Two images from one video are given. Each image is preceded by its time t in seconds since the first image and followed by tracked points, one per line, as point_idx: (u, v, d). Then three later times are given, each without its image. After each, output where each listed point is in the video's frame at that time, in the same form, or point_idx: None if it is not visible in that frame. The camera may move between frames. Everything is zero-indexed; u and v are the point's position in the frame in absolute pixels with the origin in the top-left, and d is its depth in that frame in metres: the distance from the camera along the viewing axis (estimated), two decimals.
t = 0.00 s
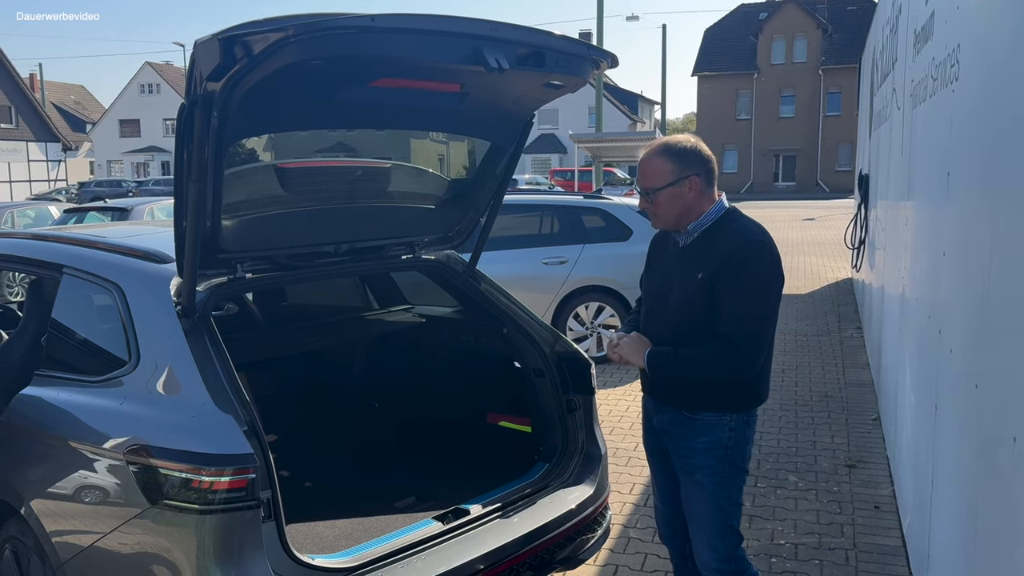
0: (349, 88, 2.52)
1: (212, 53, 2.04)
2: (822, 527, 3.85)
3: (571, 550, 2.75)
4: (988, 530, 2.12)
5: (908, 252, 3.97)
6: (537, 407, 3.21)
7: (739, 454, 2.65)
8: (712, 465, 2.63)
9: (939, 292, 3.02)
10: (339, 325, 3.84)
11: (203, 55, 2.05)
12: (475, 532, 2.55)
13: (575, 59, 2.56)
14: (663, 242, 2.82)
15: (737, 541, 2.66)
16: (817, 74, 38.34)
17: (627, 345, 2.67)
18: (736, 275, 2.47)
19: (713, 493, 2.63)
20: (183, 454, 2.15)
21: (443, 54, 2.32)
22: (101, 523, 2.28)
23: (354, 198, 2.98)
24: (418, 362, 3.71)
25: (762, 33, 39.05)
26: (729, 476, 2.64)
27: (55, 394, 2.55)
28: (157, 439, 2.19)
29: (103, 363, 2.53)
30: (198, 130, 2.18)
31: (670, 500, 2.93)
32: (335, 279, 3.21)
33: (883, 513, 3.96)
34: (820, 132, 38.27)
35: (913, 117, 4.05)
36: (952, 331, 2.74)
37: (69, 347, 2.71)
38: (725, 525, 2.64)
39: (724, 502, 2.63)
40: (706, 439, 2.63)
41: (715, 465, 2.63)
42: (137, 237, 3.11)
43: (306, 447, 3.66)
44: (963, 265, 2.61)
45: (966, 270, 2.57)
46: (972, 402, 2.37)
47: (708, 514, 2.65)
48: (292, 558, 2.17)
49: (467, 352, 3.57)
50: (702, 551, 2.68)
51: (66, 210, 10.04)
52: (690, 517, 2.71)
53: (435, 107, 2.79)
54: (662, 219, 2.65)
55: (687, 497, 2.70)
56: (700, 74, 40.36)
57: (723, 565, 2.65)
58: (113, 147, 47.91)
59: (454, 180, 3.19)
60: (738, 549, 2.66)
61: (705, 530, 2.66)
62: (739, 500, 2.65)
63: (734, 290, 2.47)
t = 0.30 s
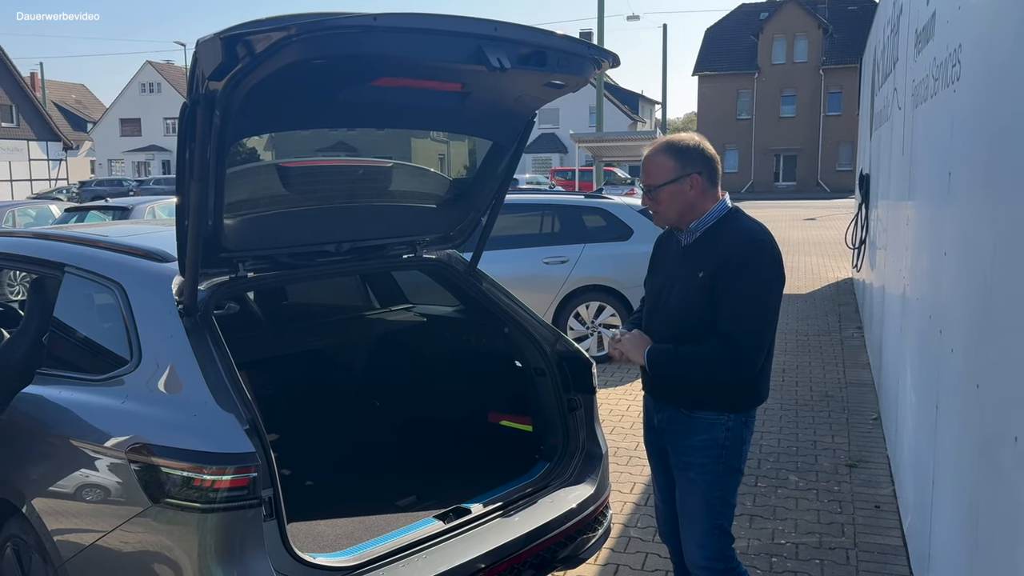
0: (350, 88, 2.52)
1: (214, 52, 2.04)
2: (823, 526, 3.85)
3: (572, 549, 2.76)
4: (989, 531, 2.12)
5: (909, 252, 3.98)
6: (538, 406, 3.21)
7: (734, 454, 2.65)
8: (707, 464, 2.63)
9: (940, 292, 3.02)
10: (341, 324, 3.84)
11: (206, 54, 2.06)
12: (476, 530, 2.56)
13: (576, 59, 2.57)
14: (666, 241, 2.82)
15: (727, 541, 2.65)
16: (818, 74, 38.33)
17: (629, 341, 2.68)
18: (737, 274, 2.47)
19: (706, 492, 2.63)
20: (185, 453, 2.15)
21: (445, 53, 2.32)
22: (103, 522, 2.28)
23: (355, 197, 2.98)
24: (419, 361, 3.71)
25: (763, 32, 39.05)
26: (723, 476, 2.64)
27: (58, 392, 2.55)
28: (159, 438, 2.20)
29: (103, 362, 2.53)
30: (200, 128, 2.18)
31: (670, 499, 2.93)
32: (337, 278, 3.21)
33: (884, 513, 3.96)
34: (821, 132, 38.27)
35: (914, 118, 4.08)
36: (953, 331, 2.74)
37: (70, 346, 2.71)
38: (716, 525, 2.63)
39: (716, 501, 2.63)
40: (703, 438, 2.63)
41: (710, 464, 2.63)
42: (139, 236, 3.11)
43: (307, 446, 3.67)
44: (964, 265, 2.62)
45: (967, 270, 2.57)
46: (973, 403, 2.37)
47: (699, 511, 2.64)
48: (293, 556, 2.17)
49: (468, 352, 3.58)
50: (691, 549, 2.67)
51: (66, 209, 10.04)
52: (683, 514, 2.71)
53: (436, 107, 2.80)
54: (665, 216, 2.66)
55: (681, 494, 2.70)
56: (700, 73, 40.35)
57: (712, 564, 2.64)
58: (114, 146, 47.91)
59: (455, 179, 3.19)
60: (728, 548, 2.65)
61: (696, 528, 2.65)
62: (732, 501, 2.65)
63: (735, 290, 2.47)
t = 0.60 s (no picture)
0: (352, 87, 2.51)
1: (216, 51, 2.05)
2: (823, 526, 3.85)
3: (573, 549, 2.76)
4: (990, 531, 2.12)
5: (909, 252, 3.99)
6: (539, 405, 3.21)
7: (734, 455, 2.65)
8: (706, 463, 2.64)
9: (941, 291, 3.02)
10: (341, 324, 3.84)
11: (207, 53, 2.06)
12: (477, 530, 2.56)
13: (577, 58, 2.57)
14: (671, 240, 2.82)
15: (724, 542, 2.64)
16: (818, 74, 38.34)
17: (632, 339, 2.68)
18: (739, 273, 2.48)
19: (704, 492, 2.63)
20: (185, 452, 2.15)
21: (447, 53, 2.32)
22: (104, 521, 2.28)
23: (356, 196, 2.98)
24: (420, 361, 3.71)
25: (763, 32, 39.06)
26: (723, 477, 2.64)
27: (58, 391, 2.55)
28: (160, 437, 2.20)
29: (104, 362, 2.53)
30: (202, 128, 2.19)
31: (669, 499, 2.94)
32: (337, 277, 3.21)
33: (884, 513, 3.96)
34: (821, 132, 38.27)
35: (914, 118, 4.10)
36: (953, 331, 2.74)
37: (70, 345, 2.71)
38: (713, 526, 2.63)
39: (713, 501, 2.62)
40: (702, 438, 2.64)
41: (709, 463, 2.63)
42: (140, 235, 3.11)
43: (308, 445, 3.67)
44: (965, 266, 2.62)
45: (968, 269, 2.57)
46: (974, 403, 2.37)
47: (697, 511, 2.64)
48: (294, 556, 2.17)
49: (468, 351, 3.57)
50: (687, 549, 2.67)
51: (65, 208, 10.03)
52: (680, 513, 2.71)
53: (438, 106, 2.80)
54: (669, 214, 2.67)
55: (679, 493, 2.70)
56: (700, 73, 40.37)
57: (708, 564, 2.63)
58: (114, 145, 47.93)
59: (455, 179, 3.19)
60: (724, 549, 2.64)
61: (692, 528, 2.65)
62: (730, 502, 2.64)
63: (735, 288, 2.47)
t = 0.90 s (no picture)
0: (352, 87, 2.51)
1: (216, 50, 2.04)
2: (823, 526, 3.84)
3: (573, 549, 2.75)
4: (991, 531, 2.12)
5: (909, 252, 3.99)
6: (539, 405, 3.21)
7: (742, 456, 2.65)
8: (712, 463, 2.64)
9: (942, 291, 3.02)
10: (341, 323, 3.84)
11: (208, 53, 2.06)
12: (477, 530, 2.56)
13: (578, 58, 2.57)
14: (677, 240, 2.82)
15: (728, 542, 2.64)
16: (818, 74, 38.35)
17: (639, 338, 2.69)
18: (743, 271, 2.47)
19: (709, 492, 2.63)
20: (185, 452, 2.15)
21: (447, 53, 2.32)
22: (103, 521, 2.28)
23: (356, 196, 2.98)
24: (420, 361, 3.71)
25: (763, 32, 39.07)
26: (730, 477, 2.64)
27: (58, 391, 2.55)
28: (159, 437, 2.20)
29: (104, 361, 2.53)
30: (201, 128, 2.18)
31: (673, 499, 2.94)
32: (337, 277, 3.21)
33: (885, 514, 3.96)
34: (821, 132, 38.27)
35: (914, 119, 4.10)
36: (954, 331, 2.74)
37: (71, 345, 2.71)
38: (717, 526, 2.63)
39: (718, 501, 2.62)
40: (709, 438, 2.64)
41: (715, 463, 2.64)
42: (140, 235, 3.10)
43: (308, 445, 3.66)
44: (966, 266, 2.61)
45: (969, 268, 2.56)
46: (974, 403, 2.37)
47: (702, 511, 2.64)
48: (294, 556, 2.17)
49: (468, 351, 3.57)
50: (690, 548, 2.66)
51: (66, 208, 10.04)
52: (684, 512, 2.70)
53: (439, 106, 2.80)
54: (675, 213, 2.68)
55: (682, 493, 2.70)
56: (700, 73, 40.37)
57: (712, 564, 2.63)
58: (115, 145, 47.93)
59: (455, 179, 3.19)
60: (727, 550, 2.64)
61: (696, 528, 2.65)
62: (735, 503, 2.64)
63: (740, 287, 2.47)
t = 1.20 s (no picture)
0: (351, 87, 2.51)
1: (215, 50, 2.04)
2: (823, 527, 3.84)
3: (572, 549, 2.76)
4: (991, 532, 2.12)
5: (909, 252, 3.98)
6: (539, 405, 3.21)
7: (751, 458, 2.65)
8: (722, 467, 2.63)
9: (941, 291, 3.02)
10: (341, 324, 3.84)
11: (207, 53, 2.06)
12: (477, 530, 2.56)
13: (577, 58, 2.57)
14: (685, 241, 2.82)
15: (743, 544, 2.66)
16: (818, 75, 38.35)
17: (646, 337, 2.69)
18: (750, 272, 2.47)
19: (721, 495, 2.63)
20: (183, 452, 2.15)
21: (446, 53, 2.32)
22: (102, 521, 2.28)
23: (356, 196, 2.98)
24: (420, 361, 3.71)
25: (763, 33, 39.07)
26: (740, 480, 2.64)
27: (57, 391, 2.55)
28: (158, 437, 2.20)
29: (104, 361, 2.52)
30: (200, 127, 2.18)
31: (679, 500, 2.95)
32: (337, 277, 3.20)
33: (884, 514, 3.96)
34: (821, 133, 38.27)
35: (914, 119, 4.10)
36: (953, 331, 2.74)
37: (70, 345, 2.71)
38: (731, 528, 2.63)
39: (730, 503, 2.63)
40: (718, 442, 2.63)
41: (725, 467, 2.63)
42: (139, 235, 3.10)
43: (307, 446, 3.66)
44: (966, 266, 2.61)
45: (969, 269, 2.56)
46: (974, 403, 2.37)
47: (714, 515, 2.64)
48: (292, 555, 2.17)
49: (468, 352, 3.57)
50: (706, 551, 2.67)
51: (66, 208, 10.05)
52: (697, 516, 2.71)
53: (438, 107, 2.80)
54: (684, 216, 2.68)
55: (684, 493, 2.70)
56: (700, 74, 40.38)
57: (727, 566, 2.64)
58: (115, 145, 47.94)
59: (455, 179, 3.19)
60: (743, 552, 2.66)
61: (710, 531, 2.65)
62: (747, 505, 2.65)
63: (747, 287, 2.47)
